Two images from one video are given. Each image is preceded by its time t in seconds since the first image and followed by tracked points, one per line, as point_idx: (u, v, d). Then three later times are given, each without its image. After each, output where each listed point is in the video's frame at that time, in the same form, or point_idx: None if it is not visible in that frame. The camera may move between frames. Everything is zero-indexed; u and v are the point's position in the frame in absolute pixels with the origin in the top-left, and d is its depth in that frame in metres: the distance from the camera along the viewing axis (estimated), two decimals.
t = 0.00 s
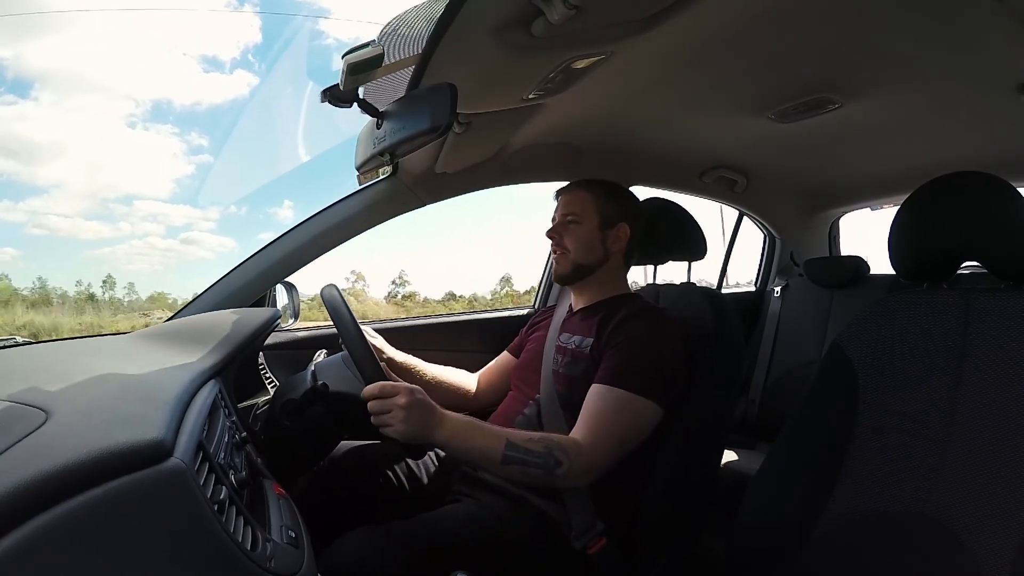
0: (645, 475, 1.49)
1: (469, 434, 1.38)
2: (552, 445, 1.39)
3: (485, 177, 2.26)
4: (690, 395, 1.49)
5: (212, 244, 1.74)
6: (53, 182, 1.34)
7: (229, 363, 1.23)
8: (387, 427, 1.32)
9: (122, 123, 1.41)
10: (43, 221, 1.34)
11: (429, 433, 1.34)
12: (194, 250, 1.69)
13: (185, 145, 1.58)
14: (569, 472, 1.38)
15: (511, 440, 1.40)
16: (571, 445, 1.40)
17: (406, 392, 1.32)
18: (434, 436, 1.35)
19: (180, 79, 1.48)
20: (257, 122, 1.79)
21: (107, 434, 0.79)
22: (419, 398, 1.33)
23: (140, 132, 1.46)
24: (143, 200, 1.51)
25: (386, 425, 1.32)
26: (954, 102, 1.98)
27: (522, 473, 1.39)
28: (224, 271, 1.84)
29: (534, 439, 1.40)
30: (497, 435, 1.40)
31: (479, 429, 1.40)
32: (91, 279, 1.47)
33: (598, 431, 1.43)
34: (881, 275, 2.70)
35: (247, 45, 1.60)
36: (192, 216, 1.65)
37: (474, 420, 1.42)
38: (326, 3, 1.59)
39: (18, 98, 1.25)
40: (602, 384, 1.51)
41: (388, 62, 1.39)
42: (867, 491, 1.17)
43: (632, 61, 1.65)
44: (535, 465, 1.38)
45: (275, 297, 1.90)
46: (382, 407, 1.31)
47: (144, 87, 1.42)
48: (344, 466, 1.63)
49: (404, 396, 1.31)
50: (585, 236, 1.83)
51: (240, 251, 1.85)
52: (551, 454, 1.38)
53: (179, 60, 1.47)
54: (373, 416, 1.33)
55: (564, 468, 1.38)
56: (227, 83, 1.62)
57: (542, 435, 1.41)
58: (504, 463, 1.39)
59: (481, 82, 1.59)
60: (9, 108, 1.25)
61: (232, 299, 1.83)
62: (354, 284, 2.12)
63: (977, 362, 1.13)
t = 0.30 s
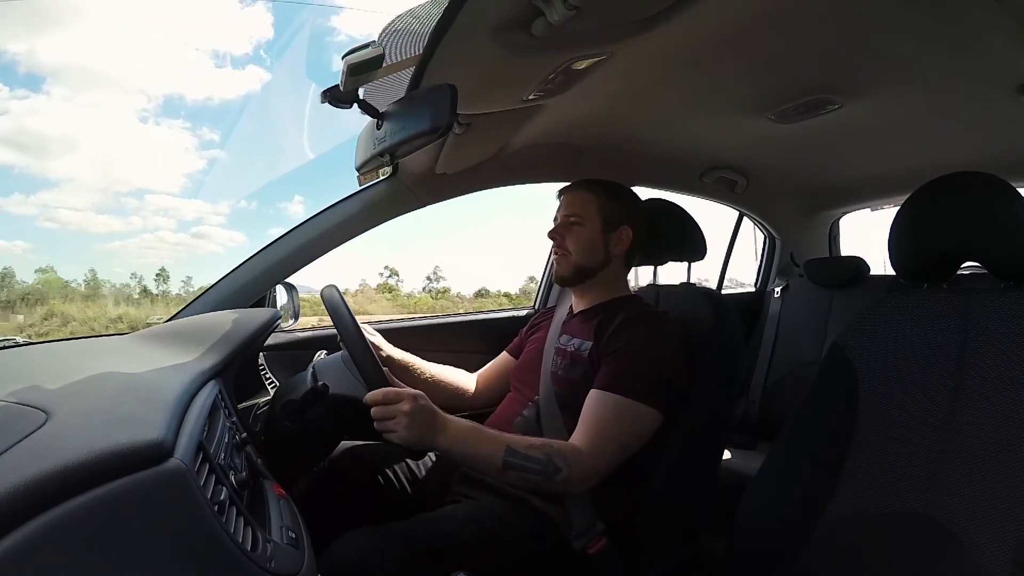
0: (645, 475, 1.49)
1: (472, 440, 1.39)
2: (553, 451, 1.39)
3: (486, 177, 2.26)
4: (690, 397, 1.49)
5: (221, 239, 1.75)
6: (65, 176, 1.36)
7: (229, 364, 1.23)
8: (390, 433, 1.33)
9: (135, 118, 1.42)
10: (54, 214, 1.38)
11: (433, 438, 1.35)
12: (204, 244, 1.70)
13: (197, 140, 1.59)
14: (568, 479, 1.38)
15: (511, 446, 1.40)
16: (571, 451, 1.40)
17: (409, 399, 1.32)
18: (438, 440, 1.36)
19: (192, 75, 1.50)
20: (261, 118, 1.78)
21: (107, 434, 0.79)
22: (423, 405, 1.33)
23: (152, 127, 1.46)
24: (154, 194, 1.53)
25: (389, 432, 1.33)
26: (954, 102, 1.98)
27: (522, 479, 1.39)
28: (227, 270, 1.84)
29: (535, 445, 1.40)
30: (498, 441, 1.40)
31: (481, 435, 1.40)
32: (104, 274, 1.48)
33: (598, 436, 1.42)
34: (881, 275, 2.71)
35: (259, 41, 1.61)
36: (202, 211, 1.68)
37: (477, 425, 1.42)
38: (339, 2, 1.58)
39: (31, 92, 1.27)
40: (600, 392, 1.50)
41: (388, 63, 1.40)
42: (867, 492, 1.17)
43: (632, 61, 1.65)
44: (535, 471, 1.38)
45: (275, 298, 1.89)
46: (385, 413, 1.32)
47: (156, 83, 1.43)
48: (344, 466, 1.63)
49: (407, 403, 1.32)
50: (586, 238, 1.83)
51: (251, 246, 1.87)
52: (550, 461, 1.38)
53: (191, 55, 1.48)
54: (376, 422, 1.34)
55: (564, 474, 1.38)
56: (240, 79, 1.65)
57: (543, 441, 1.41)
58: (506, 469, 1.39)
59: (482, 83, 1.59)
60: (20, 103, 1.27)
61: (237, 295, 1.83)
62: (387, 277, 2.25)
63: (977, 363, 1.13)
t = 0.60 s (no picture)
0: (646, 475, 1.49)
1: (472, 439, 1.40)
2: (553, 450, 1.40)
3: (485, 177, 2.26)
4: (690, 395, 1.49)
5: (233, 244, 1.84)
6: (76, 178, 1.45)
7: (229, 363, 1.23)
8: (393, 434, 1.33)
9: (148, 121, 1.57)
10: (65, 217, 1.45)
11: (434, 437, 1.36)
12: (215, 247, 1.79)
13: (208, 144, 1.78)
14: (569, 476, 1.39)
15: (512, 444, 1.41)
16: (572, 447, 1.41)
17: (410, 400, 1.33)
18: (439, 439, 1.37)
19: (200, 80, 1.70)
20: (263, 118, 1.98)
21: (108, 434, 0.79)
22: (424, 405, 1.34)
23: (164, 130, 1.62)
24: (164, 198, 1.65)
25: (392, 433, 1.33)
26: (954, 102, 1.98)
27: (523, 477, 1.40)
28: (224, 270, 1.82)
29: (535, 444, 1.41)
30: (499, 440, 1.41)
31: (482, 434, 1.41)
32: (109, 275, 1.54)
33: (596, 434, 1.43)
34: (881, 274, 2.71)
35: (270, 45, 1.93)
36: (213, 214, 1.79)
37: (477, 424, 1.44)
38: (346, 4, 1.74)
39: (44, 96, 1.38)
40: (599, 389, 1.50)
41: (388, 61, 1.39)
42: (867, 491, 1.17)
43: (630, 61, 1.65)
44: (535, 470, 1.39)
45: (275, 297, 1.89)
46: (387, 416, 1.32)
47: (163, 87, 1.59)
48: (343, 465, 1.62)
49: (409, 405, 1.32)
50: (585, 235, 1.83)
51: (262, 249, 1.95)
52: (552, 458, 1.39)
53: (203, 59, 1.71)
54: (377, 425, 1.33)
55: (564, 471, 1.39)
56: (252, 83, 1.91)
57: (543, 439, 1.42)
58: (507, 468, 1.40)
59: (481, 83, 1.59)
60: (33, 106, 1.37)
61: (242, 291, 1.82)
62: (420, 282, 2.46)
63: (977, 362, 1.13)
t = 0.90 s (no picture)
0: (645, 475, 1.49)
1: (473, 435, 1.40)
2: (552, 450, 1.40)
3: (486, 178, 2.27)
4: (690, 396, 1.49)
5: (240, 251, 1.86)
6: (87, 186, 1.43)
7: (229, 363, 1.23)
8: (395, 430, 1.33)
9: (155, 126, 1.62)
10: (75, 225, 1.41)
11: (435, 433, 1.36)
12: (223, 253, 1.82)
13: (217, 151, 1.80)
14: (566, 478, 1.39)
15: (512, 442, 1.42)
16: (568, 448, 1.42)
17: (413, 396, 1.34)
18: (439, 435, 1.37)
19: (205, 86, 1.76)
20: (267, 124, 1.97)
21: (108, 434, 0.79)
22: (426, 401, 1.35)
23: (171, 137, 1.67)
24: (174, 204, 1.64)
25: (394, 429, 1.33)
26: (954, 102, 1.98)
27: (522, 474, 1.41)
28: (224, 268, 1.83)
29: (535, 442, 1.42)
30: (499, 437, 1.41)
31: (483, 431, 1.42)
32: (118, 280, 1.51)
33: (592, 433, 1.44)
34: (881, 275, 2.71)
35: (278, 51, 1.95)
36: (222, 221, 1.80)
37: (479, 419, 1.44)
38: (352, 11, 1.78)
39: (53, 104, 1.35)
40: (596, 391, 1.51)
41: (388, 62, 1.39)
42: (867, 491, 1.17)
43: (632, 61, 1.65)
44: (534, 467, 1.40)
45: (275, 297, 1.89)
46: (390, 412, 1.32)
47: (179, 95, 1.69)
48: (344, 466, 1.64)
49: (411, 400, 1.33)
50: (580, 238, 1.83)
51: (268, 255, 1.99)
52: (549, 458, 1.40)
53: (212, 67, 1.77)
54: (379, 421, 1.34)
55: (562, 472, 1.40)
56: (259, 92, 1.92)
57: (543, 438, 1.42)
58: (505, 464, 1.41)
59: (482, 83, 1.59)
60: (43, 114, 1.34)
61: (244, 290, 1.83)
62: (452, 286, 2.57)
63: (977, 362, 1.13)
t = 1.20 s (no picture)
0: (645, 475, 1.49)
1: (459, 411, 1.38)
2: (543, 429, 1.40)
3: (486, 177, 2.26)
4: (690, 395, 1.49)
5: (235, 253, 1.84)
6: (85, 190, 1.40)
7: (229, 362, 1.23)
8: (377, 398, 1.30)
9: (154, 132, 1.47)
10: (72, 228, 1.40)
11: (418, 404, 1.34)
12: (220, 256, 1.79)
13: (213, 154, 1.67)
14: (558, 459, 1.39)
15: (502, 419, 1.41)
16: (562, 430, 1.41)
17: (393, 358, 1.33)
18: (422, 407, 1.35)
19: (205, 87, 1.57)
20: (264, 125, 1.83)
21: (107, 433, 0.79)
22: (406, 367, 1.34)
23: (169, 141, 1.52)
24: (171, 208, 1.60)
25: (376, 398, 1.30)
26: (954, 102, 1.98)
27: (512, 453, 1.39)
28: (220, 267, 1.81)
29: (525, 420, 1.41)
30: (487, 414, 1.40)
31: (469, 408, 1.40)
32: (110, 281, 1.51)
33: (588, 415, 1.45)
34: (881, 274, 2.71)
35: (275, 55, 1.70)
36: (220, 225, 1.75)
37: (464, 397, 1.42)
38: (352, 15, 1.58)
39: (49, 108, 1.29)
40: (601, 376, 1.52)
41: (388, 60, 1.39)
42: (867, 492, 1.17)
43: (632, 61, 1.65)
44: (524, 446, 1.38)
45: (275, 297, 1.89)
46: (370, 375, 1.30)
47: (169, 96, 1.49)
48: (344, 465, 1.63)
49: (392, 361, 1.32)
50: (584, 238, 1.83)
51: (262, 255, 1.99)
52: (541, 437, 1.39)
53: (209, 71, 1.56)
54: (361, 389, 1.30)
55: (552, 451, 1.39)
56: (254, 94, 1.72)
57: (534, 417, 1.42)
58: (493, 442, 1.39)
59: (482, 82, 1.59)
60: (38, 117, 1.28)
61: (245, 289, 1.84)
62: (472, 288, 2.59)
63: (976, 363, 1.13)
